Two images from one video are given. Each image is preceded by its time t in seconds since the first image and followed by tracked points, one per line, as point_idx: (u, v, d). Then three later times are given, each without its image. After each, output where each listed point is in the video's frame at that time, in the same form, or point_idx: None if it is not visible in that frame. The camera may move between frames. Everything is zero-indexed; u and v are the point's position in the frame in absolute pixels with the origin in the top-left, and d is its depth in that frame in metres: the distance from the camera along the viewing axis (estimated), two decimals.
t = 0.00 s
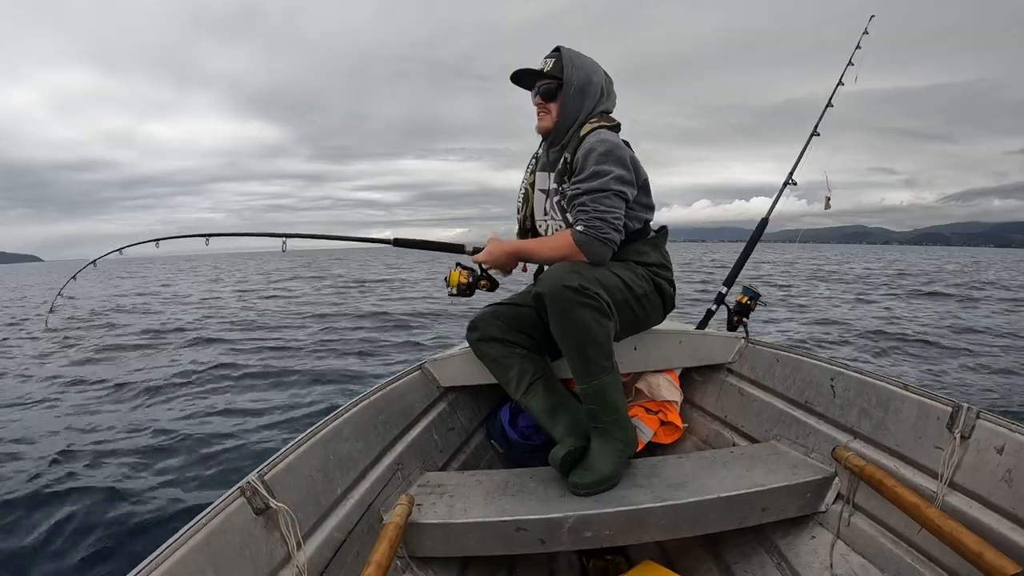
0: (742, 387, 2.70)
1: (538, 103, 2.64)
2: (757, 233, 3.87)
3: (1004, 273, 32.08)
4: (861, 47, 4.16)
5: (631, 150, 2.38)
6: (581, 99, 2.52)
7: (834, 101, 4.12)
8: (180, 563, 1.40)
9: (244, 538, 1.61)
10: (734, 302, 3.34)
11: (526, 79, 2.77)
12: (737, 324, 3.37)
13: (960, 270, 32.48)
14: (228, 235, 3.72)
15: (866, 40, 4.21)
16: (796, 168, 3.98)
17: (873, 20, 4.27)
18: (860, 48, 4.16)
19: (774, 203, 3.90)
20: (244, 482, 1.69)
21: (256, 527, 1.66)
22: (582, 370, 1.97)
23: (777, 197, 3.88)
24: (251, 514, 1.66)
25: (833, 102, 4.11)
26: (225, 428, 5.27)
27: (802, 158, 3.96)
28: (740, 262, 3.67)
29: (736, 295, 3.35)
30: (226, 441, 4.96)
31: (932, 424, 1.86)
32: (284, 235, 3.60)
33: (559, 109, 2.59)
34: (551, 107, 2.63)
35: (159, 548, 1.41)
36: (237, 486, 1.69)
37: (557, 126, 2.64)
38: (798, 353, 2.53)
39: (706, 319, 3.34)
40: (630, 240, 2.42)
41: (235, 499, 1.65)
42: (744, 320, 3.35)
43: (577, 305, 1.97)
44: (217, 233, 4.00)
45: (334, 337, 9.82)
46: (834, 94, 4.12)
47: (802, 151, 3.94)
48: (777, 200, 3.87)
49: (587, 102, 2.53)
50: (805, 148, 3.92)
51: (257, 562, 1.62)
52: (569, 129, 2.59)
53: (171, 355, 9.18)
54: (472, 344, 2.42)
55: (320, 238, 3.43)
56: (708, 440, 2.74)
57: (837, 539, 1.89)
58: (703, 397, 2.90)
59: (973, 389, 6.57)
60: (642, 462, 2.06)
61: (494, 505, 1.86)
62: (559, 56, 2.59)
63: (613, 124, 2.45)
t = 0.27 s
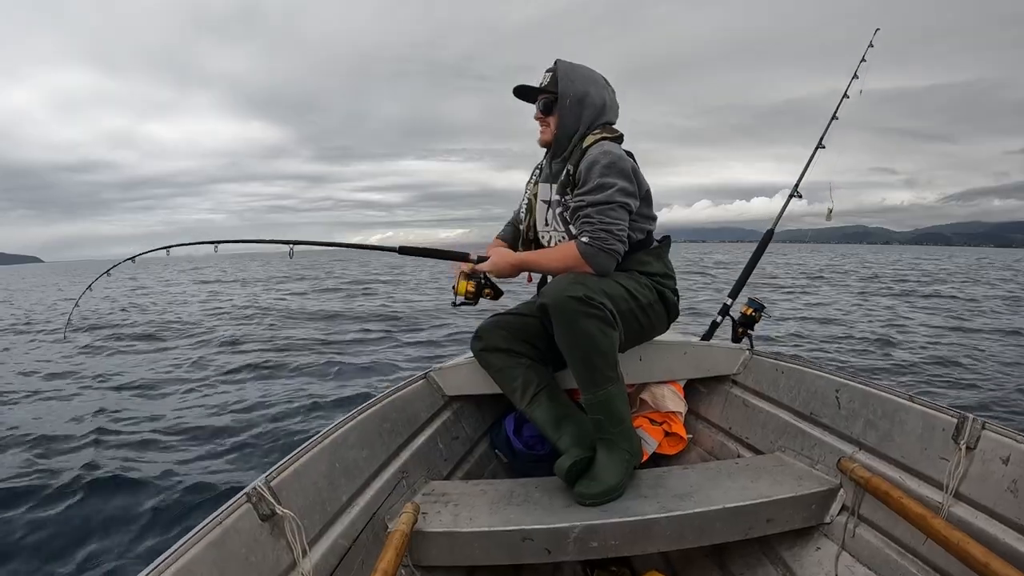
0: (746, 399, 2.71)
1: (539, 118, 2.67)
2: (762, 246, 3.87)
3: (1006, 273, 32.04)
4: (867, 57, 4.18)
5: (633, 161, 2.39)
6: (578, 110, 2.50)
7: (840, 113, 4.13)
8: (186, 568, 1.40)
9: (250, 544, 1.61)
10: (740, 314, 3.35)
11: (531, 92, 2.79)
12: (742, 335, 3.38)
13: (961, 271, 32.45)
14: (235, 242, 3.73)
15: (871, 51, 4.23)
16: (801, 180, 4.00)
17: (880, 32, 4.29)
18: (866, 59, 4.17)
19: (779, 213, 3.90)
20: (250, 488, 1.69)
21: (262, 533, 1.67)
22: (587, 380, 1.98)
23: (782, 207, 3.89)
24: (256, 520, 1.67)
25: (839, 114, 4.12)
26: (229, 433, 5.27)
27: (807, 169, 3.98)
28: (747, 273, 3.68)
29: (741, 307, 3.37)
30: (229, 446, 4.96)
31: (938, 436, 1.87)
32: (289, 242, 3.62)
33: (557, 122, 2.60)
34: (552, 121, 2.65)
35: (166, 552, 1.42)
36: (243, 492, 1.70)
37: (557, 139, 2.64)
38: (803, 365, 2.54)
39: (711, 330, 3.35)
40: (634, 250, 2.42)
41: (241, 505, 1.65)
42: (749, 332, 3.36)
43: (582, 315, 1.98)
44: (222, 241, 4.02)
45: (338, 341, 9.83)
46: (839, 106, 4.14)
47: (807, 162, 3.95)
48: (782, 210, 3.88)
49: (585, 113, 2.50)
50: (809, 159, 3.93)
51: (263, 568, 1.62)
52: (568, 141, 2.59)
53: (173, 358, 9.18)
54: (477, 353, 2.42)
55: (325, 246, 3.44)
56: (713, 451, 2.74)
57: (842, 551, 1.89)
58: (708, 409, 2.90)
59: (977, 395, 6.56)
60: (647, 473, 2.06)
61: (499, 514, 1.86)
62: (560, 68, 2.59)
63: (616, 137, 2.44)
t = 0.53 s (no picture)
0: (745, 404, 2.70)
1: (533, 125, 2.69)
2: (763, 250, 3.86)
3: (1007, 275, 31.99)
4: (872, 62, 4.16)
5: (630, 161, 2.38)
6: (563, 116, 2.48)
7: (843, 117, 4.12)
8: (180, 561, 1.39)
9: (245, 539, 1.60)
10: (740, 318, 3.34)
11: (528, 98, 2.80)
12: (741, 340, 3.36)
13: (962, 272, 32.41)
14: (235, 246, 3.74)
15: (876, 57, 4.22)
16: (804, 184, 3.99)
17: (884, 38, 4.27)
18: (871, 64, 4.16)
19: (781, 218, 3.89)
20: (245, 482, 1.68)
21: (256, 528, 1.65)
22: (586, 381, 1.96)
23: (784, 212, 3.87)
24: (251, 514, 1.65)
25: (842, 118, 4.11)
26: (228, 433, 5.26)
27: (810, 174, 3.96)
28: (748, 277, 3.67)
29: (742, 311, 3.36)
30: (227, 446, 4.95)
31: (937, 444, 1.85)
32: (288, 248, 3.62)
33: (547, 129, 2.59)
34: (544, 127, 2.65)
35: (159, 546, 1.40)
36: (238, 487, 1.69)
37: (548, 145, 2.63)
38: (802, 371, 2.53)
39: (711, 335, 3.33)
40: (633, 251, 2.41)
41: (236, 499, 1.64)
42: (749, 337, 3.35)
43: (582, 316, 1.96)
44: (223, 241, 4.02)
45: (337, 342, 9.83)
46: (843, 110, 4.12)
47: (810, 167, 3.94)
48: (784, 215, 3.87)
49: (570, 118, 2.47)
50: (812, 164, 3.92)
51: (256, 563, 1.61)
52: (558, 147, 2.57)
53: (173, 358, 9.18)
54: (477, 352, 2.40)
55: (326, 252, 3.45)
56: (710, 456, 2.73)
57: (838, 558, 1.88)
58: (706, 413, 2.89)
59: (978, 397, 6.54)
60: (644, 476, 2.05)
61: (495, 514, 1.85)
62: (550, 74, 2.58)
63: (611, 138, 2.41)
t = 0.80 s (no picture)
0: (741, 399, 2.70)
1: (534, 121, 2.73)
2: (763, 245, 3.85)
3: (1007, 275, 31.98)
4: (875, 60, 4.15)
5: (630, 154, 2.38)
6: (557, 111, 2.50)
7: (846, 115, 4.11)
8: (173, 549, 1.39)
9: (239, 526, 1.61)
10: (739, 313, 3.34)
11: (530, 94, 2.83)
12: (739, 335, 3.37)
13: (962, 272, 32.40)
14: (231, 228, 3.71)
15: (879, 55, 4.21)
16: (804, 181, 3.99)
17: (888, 36, 4.26)
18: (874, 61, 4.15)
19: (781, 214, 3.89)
20: (240, 470, 1.68)
21: (250, 516, 1.65)
22: (582, 373, 1.96)
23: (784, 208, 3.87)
24: (246, 502, 1.65)
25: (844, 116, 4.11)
26: (226, 428, 5.27)
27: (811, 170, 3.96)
28: (747, 272, 3.66)
29: (740, 306, 3.36)
30: (226, 441, 4.95)
31: (932, 443, 1.85)
32: (285, 232, 3.60)
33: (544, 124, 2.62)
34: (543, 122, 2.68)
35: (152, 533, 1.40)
36: (233, 474, 1.69)
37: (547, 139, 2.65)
38: (799, 368, 2.52)
39: (709, 330, 3.34)
40: (632, 244, 2.41)
41: (231, 487, 1.64)
42: (747, 332, 3.35)
43: (580, 307, 1.96)
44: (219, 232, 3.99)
45: (337, 340, 9.83)
46: (845, 107, 4.12)
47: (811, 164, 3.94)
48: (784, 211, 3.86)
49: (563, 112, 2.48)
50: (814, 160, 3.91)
51: (251, 552, 1.61)
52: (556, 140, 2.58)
53: (173, 354, 9.19)
54: (476, 341, 2.40)
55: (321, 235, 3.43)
56: (706, 450, 2.73)
57: (830, 555, 1.88)
58: (702, 408, 2.89)
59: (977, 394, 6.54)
60: (639, 470, 2.05)
61: (489, 504, 1.85)
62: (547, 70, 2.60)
63: (611, 130, 2.40)
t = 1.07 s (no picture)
0: (742, 392, 2.70)
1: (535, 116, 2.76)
2: (764, 237, 3.85)
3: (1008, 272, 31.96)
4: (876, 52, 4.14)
5: (629, 148, 2.38)
6: (552, 106, 2.53)
7: (846, 106, 4.10)
8: (175, 543, 1.40)
9: (241, 521, 1.61)
10: (739, 307, 3.34)
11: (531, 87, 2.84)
12: (740, 328, 3.37)
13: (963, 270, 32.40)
14: (229, 243, 3.70)
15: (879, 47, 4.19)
16: (805, 174, 3.98)
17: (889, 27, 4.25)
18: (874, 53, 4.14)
19: (782, 207, 3.89)
20: (242, 465, 1.69)
21: (252, 510, 1.66)
22: (584, 366, 1.97)
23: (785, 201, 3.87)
24: (248, 497, 1.66)
25: (845, 108, 4.10)
26: (227, 426, 5.27)
27: (812, 162, 3.95)
28: (749, 265, 3.66)
29: (740, 299, 3.36)
30: (227, 438, 4.96)
31: (931, 438, 1.86)
32: (281, 241, 3.60)
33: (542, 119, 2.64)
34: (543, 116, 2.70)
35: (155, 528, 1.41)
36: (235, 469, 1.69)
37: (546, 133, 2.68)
38: (800, 361, 2.53)
39: (710, 323, 3.34)
40: (632, 238, 2.41)
41: (233, 481, 1.65)
42: (747, 325, 3.36)
43: (582, 301, 1.97)
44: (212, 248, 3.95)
45: (338, 337, 9.83)
46: (846, 99, 4.11)
47: (812, 156, 3.93)
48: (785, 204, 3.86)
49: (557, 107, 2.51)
50: (815, 153, 3.91)
51: (253, 546, 1.62)
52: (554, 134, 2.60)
53: (174, 352, 9.20)
54: (477, 335, 2.41)
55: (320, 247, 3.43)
56: (706, 443, 2.74)
57: (830, 547, 1.89)
58: (703, 401, 2.90)
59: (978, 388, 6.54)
60: (639, 463, 2.06)
61: (490, 497, 1.86)
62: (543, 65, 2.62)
63: (611, 123, 2.40)
